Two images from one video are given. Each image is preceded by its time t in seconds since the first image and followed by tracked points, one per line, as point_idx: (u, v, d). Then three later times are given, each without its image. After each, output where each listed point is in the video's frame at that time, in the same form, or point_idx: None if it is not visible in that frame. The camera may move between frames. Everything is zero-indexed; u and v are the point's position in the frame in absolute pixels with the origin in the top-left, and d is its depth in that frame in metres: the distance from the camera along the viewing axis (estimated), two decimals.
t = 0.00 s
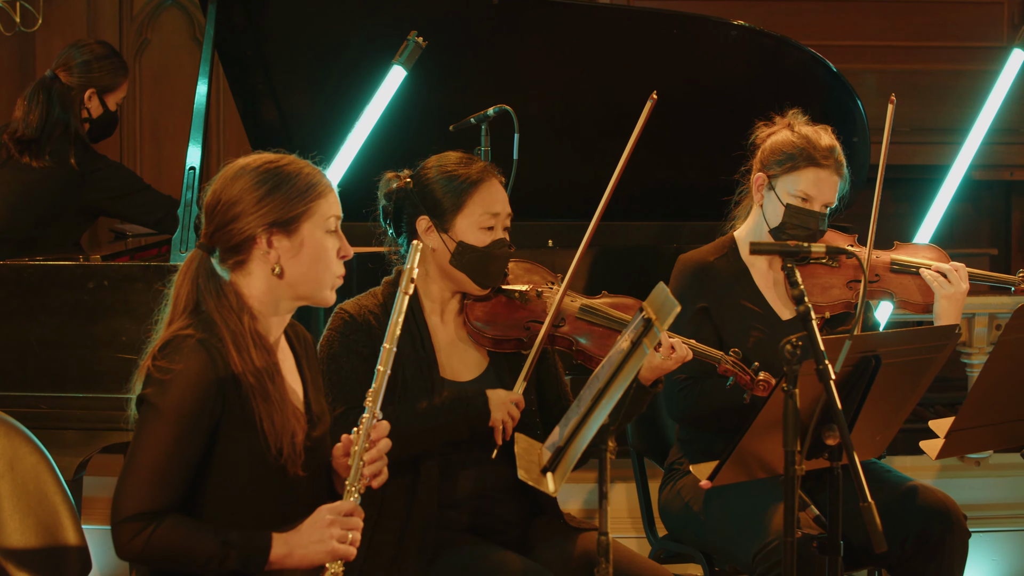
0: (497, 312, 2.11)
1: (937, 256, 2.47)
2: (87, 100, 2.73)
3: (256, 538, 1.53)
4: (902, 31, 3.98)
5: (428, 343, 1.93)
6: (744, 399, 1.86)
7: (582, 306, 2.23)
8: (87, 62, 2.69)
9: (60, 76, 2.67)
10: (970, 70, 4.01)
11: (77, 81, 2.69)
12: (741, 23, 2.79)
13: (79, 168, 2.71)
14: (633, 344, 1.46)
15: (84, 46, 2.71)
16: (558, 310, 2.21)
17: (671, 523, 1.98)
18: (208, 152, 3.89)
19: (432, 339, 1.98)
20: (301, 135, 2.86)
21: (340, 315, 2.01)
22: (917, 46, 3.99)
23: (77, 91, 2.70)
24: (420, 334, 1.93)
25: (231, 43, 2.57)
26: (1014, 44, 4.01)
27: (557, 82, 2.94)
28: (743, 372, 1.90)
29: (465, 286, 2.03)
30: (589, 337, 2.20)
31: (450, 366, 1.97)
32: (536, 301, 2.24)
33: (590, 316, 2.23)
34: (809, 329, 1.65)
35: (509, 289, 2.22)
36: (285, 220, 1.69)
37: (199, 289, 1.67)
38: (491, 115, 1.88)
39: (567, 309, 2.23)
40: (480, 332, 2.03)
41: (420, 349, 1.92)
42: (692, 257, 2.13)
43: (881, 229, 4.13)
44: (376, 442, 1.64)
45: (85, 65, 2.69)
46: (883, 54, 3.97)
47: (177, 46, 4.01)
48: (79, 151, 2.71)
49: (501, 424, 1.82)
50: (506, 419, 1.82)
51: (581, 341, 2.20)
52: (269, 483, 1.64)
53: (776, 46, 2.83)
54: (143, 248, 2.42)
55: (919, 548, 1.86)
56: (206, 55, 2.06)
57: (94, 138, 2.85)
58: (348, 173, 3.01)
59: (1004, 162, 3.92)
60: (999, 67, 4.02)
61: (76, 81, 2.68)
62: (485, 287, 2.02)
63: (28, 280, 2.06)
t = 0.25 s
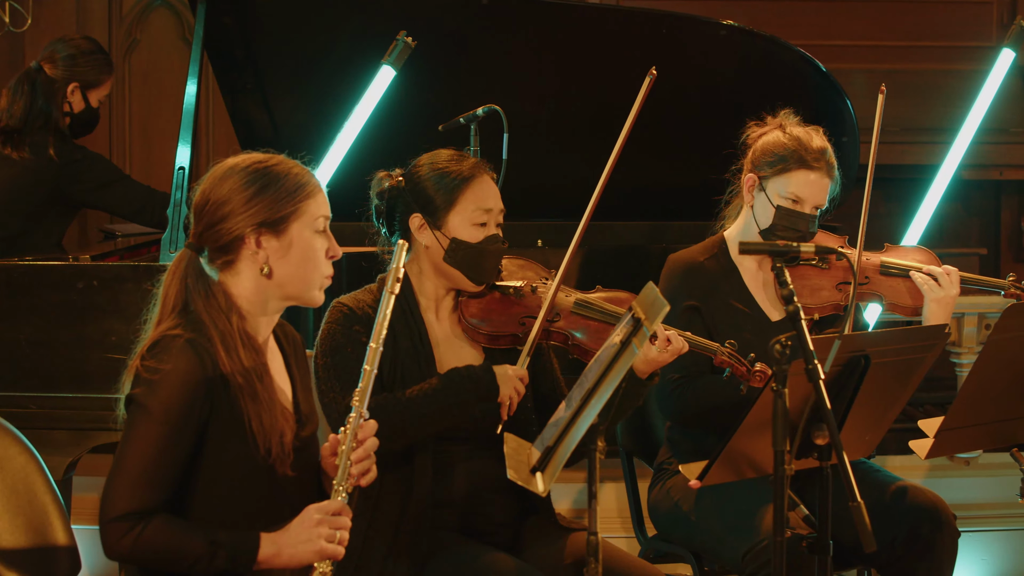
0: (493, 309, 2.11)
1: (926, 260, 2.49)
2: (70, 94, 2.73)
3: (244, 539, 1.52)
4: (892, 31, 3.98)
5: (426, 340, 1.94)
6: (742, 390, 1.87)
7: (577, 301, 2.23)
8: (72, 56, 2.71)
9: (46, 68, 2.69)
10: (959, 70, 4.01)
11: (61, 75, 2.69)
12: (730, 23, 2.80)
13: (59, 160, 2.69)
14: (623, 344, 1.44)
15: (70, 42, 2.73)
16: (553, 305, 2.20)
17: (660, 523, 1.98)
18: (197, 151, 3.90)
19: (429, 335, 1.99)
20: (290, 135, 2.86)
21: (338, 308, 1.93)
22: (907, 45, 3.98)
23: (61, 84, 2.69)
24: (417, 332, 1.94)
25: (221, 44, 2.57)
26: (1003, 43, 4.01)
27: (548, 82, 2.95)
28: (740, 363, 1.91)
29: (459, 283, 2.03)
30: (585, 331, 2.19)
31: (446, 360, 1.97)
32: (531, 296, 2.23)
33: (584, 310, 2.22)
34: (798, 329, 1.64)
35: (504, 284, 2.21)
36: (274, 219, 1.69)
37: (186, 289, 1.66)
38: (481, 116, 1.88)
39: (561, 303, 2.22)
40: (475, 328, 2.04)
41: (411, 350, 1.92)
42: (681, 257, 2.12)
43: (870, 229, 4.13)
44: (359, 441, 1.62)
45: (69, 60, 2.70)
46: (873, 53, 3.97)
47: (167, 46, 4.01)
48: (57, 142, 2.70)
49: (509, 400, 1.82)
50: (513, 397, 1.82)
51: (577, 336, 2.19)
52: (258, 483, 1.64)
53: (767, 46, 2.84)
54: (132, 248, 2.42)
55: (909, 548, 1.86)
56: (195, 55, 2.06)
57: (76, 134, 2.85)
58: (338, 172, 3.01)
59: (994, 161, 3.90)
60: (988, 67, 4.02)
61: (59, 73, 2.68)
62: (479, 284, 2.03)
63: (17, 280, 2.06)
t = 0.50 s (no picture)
0: (488, 313, 2.10)
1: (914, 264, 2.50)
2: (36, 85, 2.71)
3: (231, 539, 1.50)
4: (879, 31, 3.98)
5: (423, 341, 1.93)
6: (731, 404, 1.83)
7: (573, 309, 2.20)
8: (39, 47, 2.70)
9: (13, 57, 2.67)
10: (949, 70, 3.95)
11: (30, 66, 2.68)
12: (716, 23, 2.80)
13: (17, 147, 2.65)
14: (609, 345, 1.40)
15: (36, 33, 2.72)
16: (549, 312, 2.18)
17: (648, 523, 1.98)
18: (184, 152, 3.90)
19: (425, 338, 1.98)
20: (278, 136, 2.86)
21: (335, 305, 1.92)
22: (895, 45, 3.95)
23: (27, 75, 2.68)
24: (415, 335, 1.93)
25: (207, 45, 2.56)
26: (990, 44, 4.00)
27: (538, 82, 2.95)
28: (732, 377, 1.86)
29: (454, 285, 2.03)
30: (579, 340, 2.18)
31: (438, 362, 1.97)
32: (526, 302, 2.19)
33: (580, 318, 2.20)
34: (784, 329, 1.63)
35: (498, 289, 2.17)
36: (260, 220, 1.68)
37: (172, 289, 1.66)
38: (468, 116, 1.89)
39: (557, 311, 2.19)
40: (470, 333, 2.03)
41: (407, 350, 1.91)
42: (669, 258, 2.12)
43: (858, 229, 4.14)
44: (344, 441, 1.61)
45: (36, 51, 2.69)
46: (861, 53, 3.96)
47: (154, 47, 4.01)
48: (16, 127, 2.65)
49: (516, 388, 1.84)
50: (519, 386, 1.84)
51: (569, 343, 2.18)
52: (245, 484, 1.64)
53: (753, 46, 2.84)
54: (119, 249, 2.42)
55: (895, 548, 1.86)
56: (181, 56, 2.06)
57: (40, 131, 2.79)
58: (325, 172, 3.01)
59: (982, 161, 3.81)
60: (975, 67, 3.96)
61: (27, 64, 2.66)
62: (475, 287, 2.02)
63: (4, 281, 2.05)
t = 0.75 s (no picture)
0: (491, 322, 2.10)
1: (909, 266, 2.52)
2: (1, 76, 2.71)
3: (226, 539, 1.49)
4: (872, 31, 3.97)
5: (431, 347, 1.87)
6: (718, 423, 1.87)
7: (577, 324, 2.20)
8: (5, 39, 2.66)
9: None
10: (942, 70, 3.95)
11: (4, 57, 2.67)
12: (710, 23, 2.81)
13: None
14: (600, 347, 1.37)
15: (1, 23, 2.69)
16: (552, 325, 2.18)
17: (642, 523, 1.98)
18: (177, 153, 3.90)
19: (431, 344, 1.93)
20: (271, 136, 2.86)
21: (339, 306, 1.90)
22: (888, 45, 3.94)
23: None
24: (423, 340, 1.86)
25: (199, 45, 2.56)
26: (982, 44, 3.99)
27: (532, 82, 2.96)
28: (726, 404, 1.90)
29: (460, 294, 1.95)
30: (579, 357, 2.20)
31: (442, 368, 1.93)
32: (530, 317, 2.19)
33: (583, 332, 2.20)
34: (777, 328, 1.63)
35: (503, 301, 2.18)
36: (253, 221, 1.66)
37: (165, 289, 1.65)
38: (460, 117, 1.89)
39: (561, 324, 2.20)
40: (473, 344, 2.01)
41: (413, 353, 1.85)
42: (663, 258, 2.13)
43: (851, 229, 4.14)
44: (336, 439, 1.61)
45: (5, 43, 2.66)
46: (854, 53, 3.95)
47: (147, 47, 4.00)
48: None
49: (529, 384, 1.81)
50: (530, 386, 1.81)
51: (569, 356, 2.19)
52: (238, 484, 1.63)
53: (747, 46, 2.85)
54: (111, 249, 2.42)
55: (889, 548, 1.86)
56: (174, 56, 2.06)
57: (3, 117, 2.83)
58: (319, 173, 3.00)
59: (974, 162, 3.83)
60: (967, 67, 3.94)
61: None
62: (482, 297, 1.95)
63: None
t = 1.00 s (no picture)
0: (501, 331, 2.03)
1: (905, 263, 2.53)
2: None
3: (221, 540, 1.48)
4: (868, 32, 3.97)
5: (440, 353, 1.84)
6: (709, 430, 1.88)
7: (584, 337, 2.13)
8: None
9: None
10: (938, 70, 3.93)
11: None
12: (706, 23, 2.82)
13: None
14: (596, 348, 1.36)
15: None
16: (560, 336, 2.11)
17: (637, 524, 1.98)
18: (172, 153, 3.90)
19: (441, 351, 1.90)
20: (267, 136, 2.86)
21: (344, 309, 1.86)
22: (883, 46, 3.95)
23: None
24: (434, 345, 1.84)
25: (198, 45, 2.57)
26: (978, 43, 3.99)
27: (529, 82, 2.96)
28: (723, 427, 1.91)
29: (471, 301, 1.92)
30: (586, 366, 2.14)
31: (450, 374, 1.90)
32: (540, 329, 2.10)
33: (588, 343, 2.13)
34: (773, 329, 1.63)
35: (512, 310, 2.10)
36: (248, 220, 1.66)
37: (160, 289, 1.64)
38: (458, 117, 1.89)
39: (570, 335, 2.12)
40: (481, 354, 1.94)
41: (425, 360, 1.82)
42: (660, 257, 2.13)
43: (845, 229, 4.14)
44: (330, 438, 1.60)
45: None
46: (850, 54, 3.95)
47: (142, 48, 4.00)
48: None
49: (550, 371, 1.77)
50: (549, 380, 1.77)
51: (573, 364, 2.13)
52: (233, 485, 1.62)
53: (743, 46, 2.84)
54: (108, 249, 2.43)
55: (885, 549, 1.85)
56: (170, 56, 2.06)
57: None
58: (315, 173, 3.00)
59: (969, 162, 3.81)
60: (964, 67, 3.95)
61: None
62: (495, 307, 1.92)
63: None
